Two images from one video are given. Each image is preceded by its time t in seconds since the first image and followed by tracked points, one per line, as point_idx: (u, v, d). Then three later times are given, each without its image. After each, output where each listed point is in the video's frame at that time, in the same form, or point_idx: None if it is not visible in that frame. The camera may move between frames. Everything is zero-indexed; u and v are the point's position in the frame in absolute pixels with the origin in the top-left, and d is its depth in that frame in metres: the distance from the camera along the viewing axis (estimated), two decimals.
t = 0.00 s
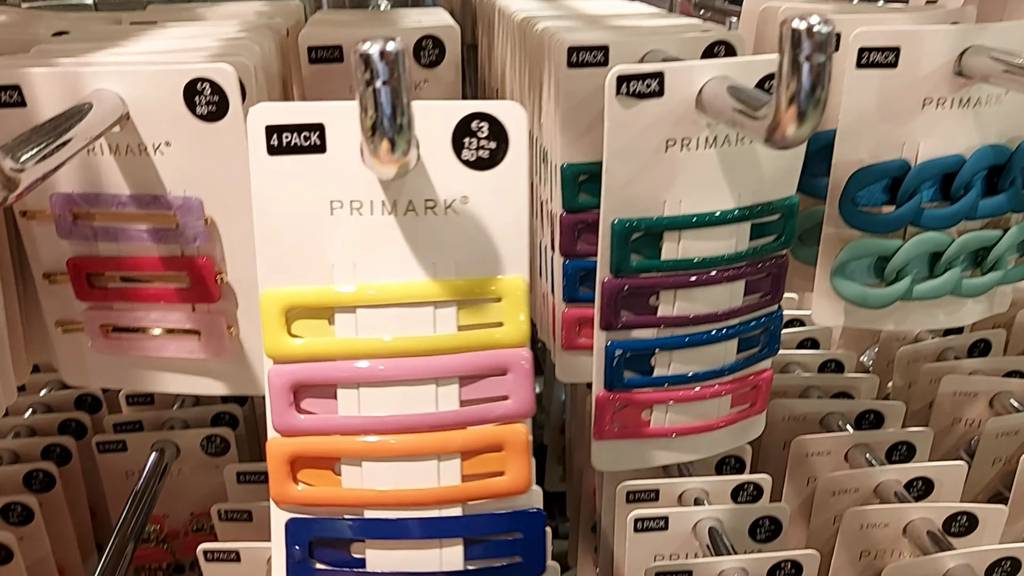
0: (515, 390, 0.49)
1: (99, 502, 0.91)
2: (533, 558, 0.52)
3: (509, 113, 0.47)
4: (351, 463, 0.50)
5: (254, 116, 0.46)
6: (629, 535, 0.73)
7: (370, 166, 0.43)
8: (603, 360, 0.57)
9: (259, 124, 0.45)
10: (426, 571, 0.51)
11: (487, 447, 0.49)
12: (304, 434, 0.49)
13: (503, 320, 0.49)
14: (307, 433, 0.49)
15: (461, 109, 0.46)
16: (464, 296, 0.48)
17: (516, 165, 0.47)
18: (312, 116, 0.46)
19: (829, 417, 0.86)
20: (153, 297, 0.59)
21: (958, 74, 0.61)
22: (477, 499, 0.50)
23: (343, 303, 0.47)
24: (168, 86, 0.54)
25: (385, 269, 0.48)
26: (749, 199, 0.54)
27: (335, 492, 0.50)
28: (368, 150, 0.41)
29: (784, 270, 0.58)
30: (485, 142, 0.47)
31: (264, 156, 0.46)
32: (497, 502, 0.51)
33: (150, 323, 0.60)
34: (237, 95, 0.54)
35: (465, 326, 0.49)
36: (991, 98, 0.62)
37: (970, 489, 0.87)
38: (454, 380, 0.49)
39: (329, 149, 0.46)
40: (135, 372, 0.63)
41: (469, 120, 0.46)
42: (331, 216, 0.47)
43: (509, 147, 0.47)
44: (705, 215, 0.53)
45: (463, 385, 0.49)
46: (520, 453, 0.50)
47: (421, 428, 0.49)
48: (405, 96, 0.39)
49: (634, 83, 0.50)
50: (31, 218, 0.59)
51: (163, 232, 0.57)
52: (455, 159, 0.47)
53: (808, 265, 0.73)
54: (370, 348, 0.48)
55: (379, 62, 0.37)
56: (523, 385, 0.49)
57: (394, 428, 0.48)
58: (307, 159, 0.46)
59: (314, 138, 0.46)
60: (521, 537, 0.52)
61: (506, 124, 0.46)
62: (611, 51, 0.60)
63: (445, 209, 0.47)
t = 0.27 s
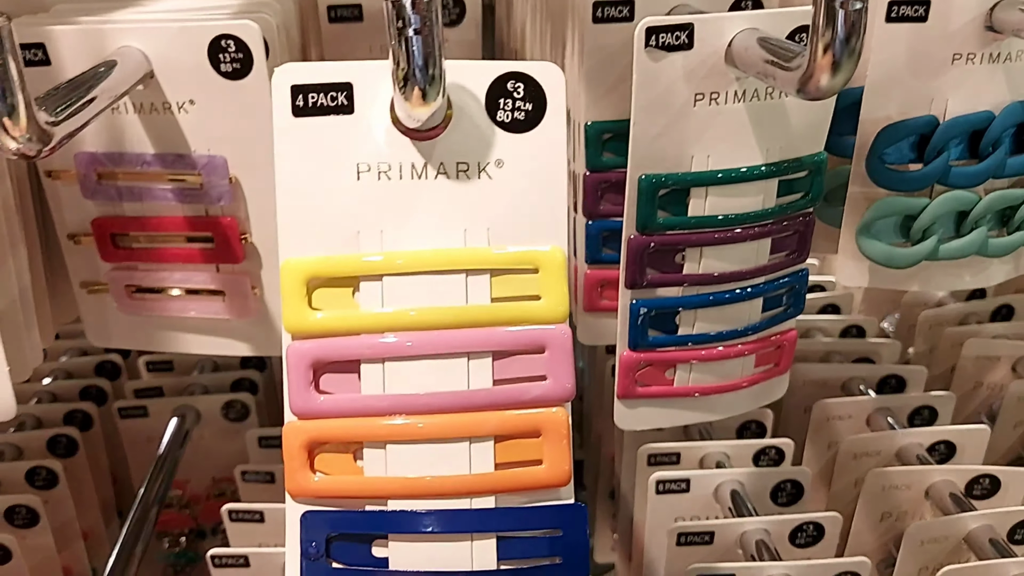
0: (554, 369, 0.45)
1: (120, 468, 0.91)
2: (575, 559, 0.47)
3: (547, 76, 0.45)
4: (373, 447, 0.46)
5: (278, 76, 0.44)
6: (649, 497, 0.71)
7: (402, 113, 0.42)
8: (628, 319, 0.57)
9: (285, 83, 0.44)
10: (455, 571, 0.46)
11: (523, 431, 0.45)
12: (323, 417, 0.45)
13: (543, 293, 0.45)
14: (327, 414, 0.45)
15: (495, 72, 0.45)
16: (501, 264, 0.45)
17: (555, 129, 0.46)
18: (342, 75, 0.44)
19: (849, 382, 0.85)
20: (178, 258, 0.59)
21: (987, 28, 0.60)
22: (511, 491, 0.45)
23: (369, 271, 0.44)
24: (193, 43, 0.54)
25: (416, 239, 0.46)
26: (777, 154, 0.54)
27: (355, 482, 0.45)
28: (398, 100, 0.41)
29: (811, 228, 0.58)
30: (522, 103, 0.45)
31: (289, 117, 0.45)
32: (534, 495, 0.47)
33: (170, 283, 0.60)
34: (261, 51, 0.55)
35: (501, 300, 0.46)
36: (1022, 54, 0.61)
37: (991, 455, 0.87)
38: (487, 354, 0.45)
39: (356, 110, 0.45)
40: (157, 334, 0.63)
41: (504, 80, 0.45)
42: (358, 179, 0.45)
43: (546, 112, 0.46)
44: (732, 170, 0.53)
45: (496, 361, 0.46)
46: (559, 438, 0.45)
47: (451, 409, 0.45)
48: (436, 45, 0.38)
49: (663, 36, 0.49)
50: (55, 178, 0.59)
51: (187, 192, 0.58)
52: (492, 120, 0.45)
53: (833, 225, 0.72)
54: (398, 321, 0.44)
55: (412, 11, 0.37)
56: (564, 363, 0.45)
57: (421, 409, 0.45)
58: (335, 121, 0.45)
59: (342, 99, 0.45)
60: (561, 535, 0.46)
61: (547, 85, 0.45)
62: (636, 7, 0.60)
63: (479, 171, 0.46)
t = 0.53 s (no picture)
0: (566, 349, 0.46)
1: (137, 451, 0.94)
2: (588, 539, 0.47)
3: (557, 69, 0.48)
4: (386, 425, 0.47)
5: (300, 67, 0.47)
6: (654, 478, 0.73)
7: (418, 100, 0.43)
8: (636, 302, 0.58)
9: (305, 72, 0.46)
10: (466, 548, 0.46)
11: (534, 410, 0.46)
12: (337, 395, 0.46)
13: (554, 275, 0.47)
14: (341, 393, 0.46)
15: (508, 65, 0.48)
16: (512, 246, 0.46)
17: (565, 119, 0.48)
18: (360, 67, 0.47)
19: (852, 366, 0.86)
20: (198, 245, 0.61)
21: (988, 18, 0.61)
22: (522, 470, 0.46)
23: (384, 251, 0.46)
24: (212, 35, 0.56)
25: (429, 223, 0.47)
26: (782, 141, 0.55)
27: (367, 460, 0.46)
28: (415, 90, 0.42)
29: (813, 213, 0.59)
30: (534, 94, 0.48)
31: (309, 104, 0.47)
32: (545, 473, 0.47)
33: (189, 270, 0.62)
34: (279, 43, 0.56)
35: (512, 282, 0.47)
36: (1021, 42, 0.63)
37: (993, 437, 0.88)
38: (499, 333, 0.47)
39: (373, 98, 0.47)
40: (178, 319, 0.65)
41: (517, 72, 0.47)
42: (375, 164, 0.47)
43: (556, 102, 0.48)
44: (736, 157, 0.55)
45: (508, 341, 0.47)
46: (570, 417, 0.46)
47: (463, 387, 0.46)
48: (451, 37, 0.40)
49: (670, 27, 0.51)
50: (77, 167, 0.61)
51: (206, 180, 0.60)
52: (504, 109, 0.48)
53: (837, 211, 0.74)
54: (412, 300, 0.46)
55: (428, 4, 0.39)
56: (575, 343, 0.46)
57: (432, 387, 0.46)
58: (353, 109, 0.47)
59: (359, 88, 0.47)
60: (573, 515, 0.47)
61: (557, 76, 0.47)
62: None
63: (492, 157, 0.47)
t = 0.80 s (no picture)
0: (572, 328, 0.47)
1: (148, 437, 0.95)
2: (594, 517, 0.48)
3: (562, 54, 0.49)
4: (393, 402, 0.48)
5: (309, 52, 0.48)
6: (659, 461, 0.74)
7: (426, 85, 0.44)
8: (638, 285, 0.59)
9: (314, 57, 0.47)
10: (472, 525, 0.47)
11: (540, 387, 0.47)
12: (344, 373, 0.47)
13: (559, 253, 0.48)
14: (348, 370, 0.47)
15: (514, 50, 0.48)
16: (517, 226, 0.48)
17: (570, 102, 0.49)
18: (368, 51, 0.48)
19: (854, 350, 0.87)
20: (209, 231, 0.63)
21: (987, 2, 0.62)
22: (528, 446, 0.47)
23: (392, 231, 0.47)
24: (222, 23, 0.57)
25: (435, 205, 0.48)
26: (782, 124, 0.56)
27: (374, 437, 0.47)
28: (422, 75, 0.43)
29: (814, 196, 0.60)
30: (539, 78, 0.49)
31: (317, 88, 0.48)
32: (552, 451, 0.48)
33: (199, 255, 0.64)
34: (287, 30, 0.57)
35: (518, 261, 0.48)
36: (1020, 26, 0.63)
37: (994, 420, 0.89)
38: (505, 311, 0.48)
39: (381, 83, 0.48)
40: (188, 304, 0.66)
41: (522, 56, 0.48)
42: (381, 147, 0.48)
43: (561, 86, 0.49)
44: (738, 140, 0.56)
45: (514, 319, 0.48)
46: (576, 394, 0.47)
47: (469, 365, 0.47)
48: (457, 23, 0.41)
49: (671, 12, 0.52)
50: (90, 155, 0.62)
51: (216, 167, 0.61)
52: (510, 93, 0.49)
53: (838, 196, 0.74)
54: (419, 278, 0.47)
55: None
56: (580, 321, 0.47)
57: (437, 365, 0.47)
58: (360, 92, 0.48)
59: (367, 73, 0.48)
60: (581, 493, 0.48)
61: (562, 60, 0.48)
62: None
63: (498, 139, 0.48)
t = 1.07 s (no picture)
0: (573, 314, 0.48)
1: (152, 426, 0.96)
2: (594, 506, 0.48)
3: (562, 42, 0.50)
4: (394, 388, 0.48)
5: (311, 39, 0.49)
6: (658, 447, 0.75)
7: (427, 70, 0.45)
8: (639, 273, 0.59)
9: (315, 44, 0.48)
10: (473, 512, 0.47)
11: (541, 373, 0.48)
12: (344, 360, 0.48)
13: (560, 239, 0.48)
14: (348, 356, 0.48)
15: (515, 36, 0.49)
16: (517, 212, 0.48)
17: (570, 88, 0.50)
18: (369, 38, 0.49)
19: (853, 338, 0.87)
20: (213, 220, 0.63)
21: None
22: (528, 433, 0.47)
23: (393, 217, 0.48)
24: (226, 13, 0.58)
25: (436, 191, 0.49)
26: (780, 112, 0.57)
27: (374, 424, 0.47)
28: (423, 63, 0.44)
29: (812, 183, 0.61)
30: (540, 65, 0.50)
31: (318, 75, 0.49)
32: (553, 437, 0.49)
33: (203, 243, 0.64)
34: (290, 20, 0.58)
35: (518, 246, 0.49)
36: (1016, 14, 0.64)
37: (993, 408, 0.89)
38: (506, 296, 0.48)
39: (382, 70, 0.49)
40: (192, 293, 0.67)
41: (523, 44, 0.49)
42: (382, 134, 0.49)
43: (561, 73, 0.50)
44: (735, 127, 0.56)
45: (514, 304, 0.49)
46: (577, 381, 0.48)
47: (470, 351, 0.48)
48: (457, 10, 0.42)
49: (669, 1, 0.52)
50: (94, 145, 0.62)
51: (220, 155, 0.62)
52: (511, 80, 0.49)
53: (836, 185, 0.75)
54: (419, 264, 0.47)
55: None
56: (582, 307, 0.48)
57: (439, 350, 0.47)
58: (361, 79, 0.49)
59: (368, 59, 0.49)
60: (582, 481, 0.48)
61: (562, 47, 0.49)
62: None
63: (499, 126, 0.49)
